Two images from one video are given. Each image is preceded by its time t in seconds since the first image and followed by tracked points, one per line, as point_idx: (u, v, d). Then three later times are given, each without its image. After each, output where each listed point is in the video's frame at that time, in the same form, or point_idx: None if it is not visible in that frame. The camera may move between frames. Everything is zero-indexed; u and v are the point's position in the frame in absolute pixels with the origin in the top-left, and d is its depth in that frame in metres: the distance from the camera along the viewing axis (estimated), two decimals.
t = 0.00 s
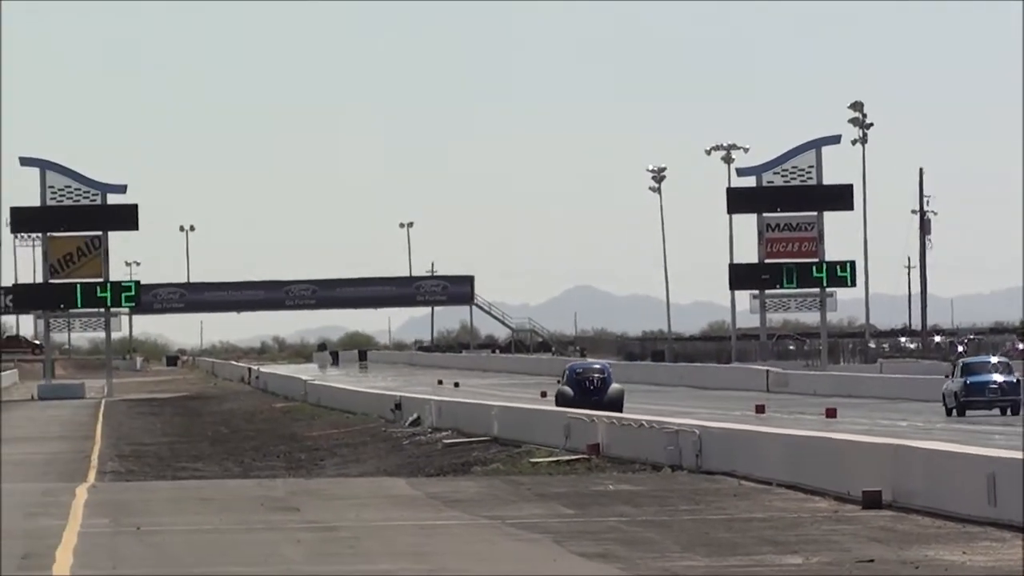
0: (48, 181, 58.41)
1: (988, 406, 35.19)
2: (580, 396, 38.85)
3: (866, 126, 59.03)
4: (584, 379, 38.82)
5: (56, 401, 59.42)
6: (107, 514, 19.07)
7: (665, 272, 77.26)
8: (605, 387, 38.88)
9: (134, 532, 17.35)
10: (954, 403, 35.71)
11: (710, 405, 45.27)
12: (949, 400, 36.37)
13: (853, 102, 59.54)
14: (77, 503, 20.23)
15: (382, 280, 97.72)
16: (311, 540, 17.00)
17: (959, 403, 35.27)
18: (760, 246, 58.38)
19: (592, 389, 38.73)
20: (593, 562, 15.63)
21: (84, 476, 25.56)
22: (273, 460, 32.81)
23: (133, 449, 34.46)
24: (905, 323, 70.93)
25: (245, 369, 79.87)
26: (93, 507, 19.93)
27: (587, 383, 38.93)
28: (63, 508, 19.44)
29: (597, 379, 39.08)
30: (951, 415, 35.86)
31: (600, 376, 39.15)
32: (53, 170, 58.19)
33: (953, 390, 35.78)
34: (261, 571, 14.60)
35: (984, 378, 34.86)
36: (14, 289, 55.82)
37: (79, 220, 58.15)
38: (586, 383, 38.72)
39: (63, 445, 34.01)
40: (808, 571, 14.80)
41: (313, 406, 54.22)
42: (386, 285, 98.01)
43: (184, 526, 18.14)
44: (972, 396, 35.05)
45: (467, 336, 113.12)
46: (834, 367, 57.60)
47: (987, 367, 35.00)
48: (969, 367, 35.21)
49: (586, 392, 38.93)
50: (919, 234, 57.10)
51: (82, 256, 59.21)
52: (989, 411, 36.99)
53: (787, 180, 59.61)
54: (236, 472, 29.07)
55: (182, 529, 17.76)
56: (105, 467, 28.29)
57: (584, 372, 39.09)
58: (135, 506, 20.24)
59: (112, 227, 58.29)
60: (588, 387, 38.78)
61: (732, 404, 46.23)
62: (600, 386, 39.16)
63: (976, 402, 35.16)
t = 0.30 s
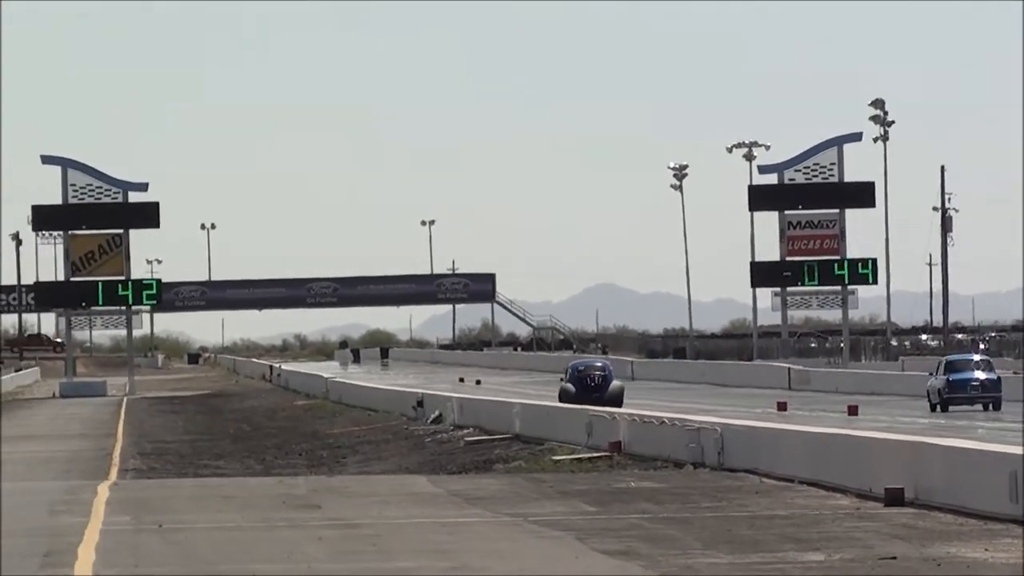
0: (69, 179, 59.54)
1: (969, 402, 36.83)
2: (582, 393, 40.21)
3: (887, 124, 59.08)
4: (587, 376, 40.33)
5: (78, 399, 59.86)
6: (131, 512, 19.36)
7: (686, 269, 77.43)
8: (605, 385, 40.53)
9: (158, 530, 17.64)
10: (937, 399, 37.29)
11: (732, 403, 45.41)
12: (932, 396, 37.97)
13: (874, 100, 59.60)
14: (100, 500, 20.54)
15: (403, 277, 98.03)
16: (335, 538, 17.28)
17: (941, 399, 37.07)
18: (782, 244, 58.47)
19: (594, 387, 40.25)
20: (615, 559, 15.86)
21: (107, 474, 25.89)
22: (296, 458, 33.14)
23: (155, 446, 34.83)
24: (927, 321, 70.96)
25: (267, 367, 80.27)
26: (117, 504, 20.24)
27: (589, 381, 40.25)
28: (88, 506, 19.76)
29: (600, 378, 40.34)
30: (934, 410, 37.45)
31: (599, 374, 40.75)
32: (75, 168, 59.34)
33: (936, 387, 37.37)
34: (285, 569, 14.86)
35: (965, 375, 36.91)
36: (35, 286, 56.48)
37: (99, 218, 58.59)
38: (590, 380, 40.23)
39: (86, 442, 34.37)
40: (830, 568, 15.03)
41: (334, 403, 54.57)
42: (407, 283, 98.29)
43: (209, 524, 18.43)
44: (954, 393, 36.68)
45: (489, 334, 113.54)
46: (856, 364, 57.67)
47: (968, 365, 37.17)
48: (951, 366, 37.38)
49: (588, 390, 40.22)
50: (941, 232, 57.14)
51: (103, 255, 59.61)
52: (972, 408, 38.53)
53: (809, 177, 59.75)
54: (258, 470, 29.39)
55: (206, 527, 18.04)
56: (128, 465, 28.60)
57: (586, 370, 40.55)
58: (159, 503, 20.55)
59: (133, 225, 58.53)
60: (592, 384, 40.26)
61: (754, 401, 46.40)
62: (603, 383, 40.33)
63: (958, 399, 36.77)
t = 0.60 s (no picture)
0: (97, 171, 59.88)
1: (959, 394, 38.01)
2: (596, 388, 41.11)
3: (915, 117, 58.80)
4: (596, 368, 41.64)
5: (107, 391, 60.23)
6: (158, 504, 19.50)
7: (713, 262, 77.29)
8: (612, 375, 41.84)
9: (184, 522, 17.75)
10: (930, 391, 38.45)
11: (760, 397, 45.35)
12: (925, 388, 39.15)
13: (903, 93, 59.35)
14: (127, 492, 20.68)
15: (432, 270, 98.36)
16: (362, 530, 17.37)
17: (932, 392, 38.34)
18: (809, 237, 58.29)
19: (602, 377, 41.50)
20: (642, 552, 15.90)
21: (135, 465, 26.07)
22: (322, 450, 33.30)
23: (182, 438, 35.04)
24: (956, 314, 70.66)
25: (294, 358, 80.53)
26: (144, 496, 20.39)
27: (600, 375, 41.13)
28: (115, 497, 19.90)
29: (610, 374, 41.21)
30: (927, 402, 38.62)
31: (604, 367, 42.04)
32: (103, 160, 59.65)
33: (928, 379, 38.57)
34: (311, 561, 14.96)
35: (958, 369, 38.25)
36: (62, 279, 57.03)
37: (128, 211, 58.97)
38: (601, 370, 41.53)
39: (114, 435, 34.61)
40: (858, 561, 15.03)
41: (362, 396, 54.71)
42: (436, 275, 98.61)
43: (235, 516, 18.56)
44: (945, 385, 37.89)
45: (515, 327, 113.65)
46: (884, 358, 57.51)
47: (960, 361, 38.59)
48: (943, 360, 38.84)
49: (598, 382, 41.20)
50: (970, 225, 56.89)
51: (131, 247, 59.93)
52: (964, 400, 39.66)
53: (837, 171, 59.62)
54: (285, 462, 29.52)
55: (233, 519, 18.17)
56: (155, 457, 28.80)
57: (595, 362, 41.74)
58: (186, 495, 20.67)
59: (161, 217, 58.87)
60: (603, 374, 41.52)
61: (782, 395, 46.34)
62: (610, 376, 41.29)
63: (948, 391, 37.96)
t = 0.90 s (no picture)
0: (115, 176, 60.21)
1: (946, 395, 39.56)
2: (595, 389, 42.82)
3: (934, 119, 58.67)
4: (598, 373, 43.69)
5: (126, 396, 60.52)
6: (178, 509, 19.66)
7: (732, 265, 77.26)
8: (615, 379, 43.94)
9: (204, 527, 17.90)
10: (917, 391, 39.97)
11: (779, 400, 45.37)
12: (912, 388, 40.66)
13: (922, 95, 59.23)
14: (147, 498, 20.85)
15: (451, 274, 98.69)
16: (382, 535, 17.51)
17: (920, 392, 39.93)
18: (829, 240, 58.21)
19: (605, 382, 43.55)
20: (662, 556, 15.96)
21: (155, 471, 26.29)
22: (342, 455, 33.45)
23: (202, 444, 35.25)
24: (975, 317, 70.54)
25: (313, 363, 80.80)
26: (163, 501, 20.56)
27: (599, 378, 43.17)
28: (135, 502, 20.07)
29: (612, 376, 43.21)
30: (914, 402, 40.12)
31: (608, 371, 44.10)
32: (122, 164, 60.00)
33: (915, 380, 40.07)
34: (332, 566, 15.08)
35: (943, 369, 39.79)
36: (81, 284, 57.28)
37: (147, 215, 59.30)
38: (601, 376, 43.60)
39: (134, 440, 34.84)
40: (877, 565, 15.10)
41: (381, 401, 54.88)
42: (455, 279, 98.95)
43: (254, 521, 18.72)
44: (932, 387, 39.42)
45: (535, 331, 113.77)
46: (904, 360, 57.43)
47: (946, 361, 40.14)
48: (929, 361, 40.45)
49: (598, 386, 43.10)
50: (990, 228, 56.79)
51: (150, 252, 60.27)
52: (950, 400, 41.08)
53: (856, 173, 59.48)
54: (305, 467, 29.66)
55: (252, 525, 18.31)
56: (176, 462, 29.00)
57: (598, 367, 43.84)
58: (206, 501, 20.82)
59: (179, 222, 59.20)
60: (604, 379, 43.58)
61: (802, 398, 46.34)
62: (615, 381, 43.33)
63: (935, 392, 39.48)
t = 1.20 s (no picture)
0: (118, 190, 60.50)
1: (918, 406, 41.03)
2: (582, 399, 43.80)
3: (937, 132, 58.84)
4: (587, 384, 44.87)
5: (129, 410, 60.68)
6: (182, 522, 19.80)
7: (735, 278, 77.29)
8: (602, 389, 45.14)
9: (209, 540, 18.03)
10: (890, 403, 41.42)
11: (782, 412, 45.47)
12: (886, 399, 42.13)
13: (925, 107, 59.41)
14: (151, 511, 20.97)
15: (455, 287, 98.99)
16: (386, 548, 17.64)
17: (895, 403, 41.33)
18: (832, 252, 58.34)
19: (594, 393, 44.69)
20: (666, 569, 16.06)
21: (159, 484, 26.43)
22: (346, 468, 33.58)
23: (206, 457, 35.38)
24: (979, 329, 70.67)
25: (317, 377, 80.91)
26: (168, 514, 20.68)
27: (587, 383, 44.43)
28: (138, 516, 20.21)
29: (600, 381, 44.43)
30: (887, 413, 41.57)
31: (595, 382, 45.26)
32: (124, 178, 60.30)
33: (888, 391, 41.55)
34: None
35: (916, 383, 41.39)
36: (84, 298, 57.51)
37: (149, 228, 59.50)
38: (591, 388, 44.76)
39: (138, 453, 34.99)
40: None
41: (385, 414, 54.98)
42: (459, 292, 99.26)
43: (258, 535, 18.85)
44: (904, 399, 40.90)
45: (538, 344, 113.87)
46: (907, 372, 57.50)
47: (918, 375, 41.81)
48: (902, 373, 42.01)
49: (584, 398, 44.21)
50: (993, 240, 56.92)
51: (153, 265, 60.49)
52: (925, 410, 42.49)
53: (859, 186, 59.62)
54: (308, 480, 29.78)
55: (256, 538, 18.44)
56: (179, 475, 29.14)
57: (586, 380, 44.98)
58: (210, 514, 20.96)
59: (182, 235, 59.46)
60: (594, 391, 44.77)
61: (806, 410, 46.44)
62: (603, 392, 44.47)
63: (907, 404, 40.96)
